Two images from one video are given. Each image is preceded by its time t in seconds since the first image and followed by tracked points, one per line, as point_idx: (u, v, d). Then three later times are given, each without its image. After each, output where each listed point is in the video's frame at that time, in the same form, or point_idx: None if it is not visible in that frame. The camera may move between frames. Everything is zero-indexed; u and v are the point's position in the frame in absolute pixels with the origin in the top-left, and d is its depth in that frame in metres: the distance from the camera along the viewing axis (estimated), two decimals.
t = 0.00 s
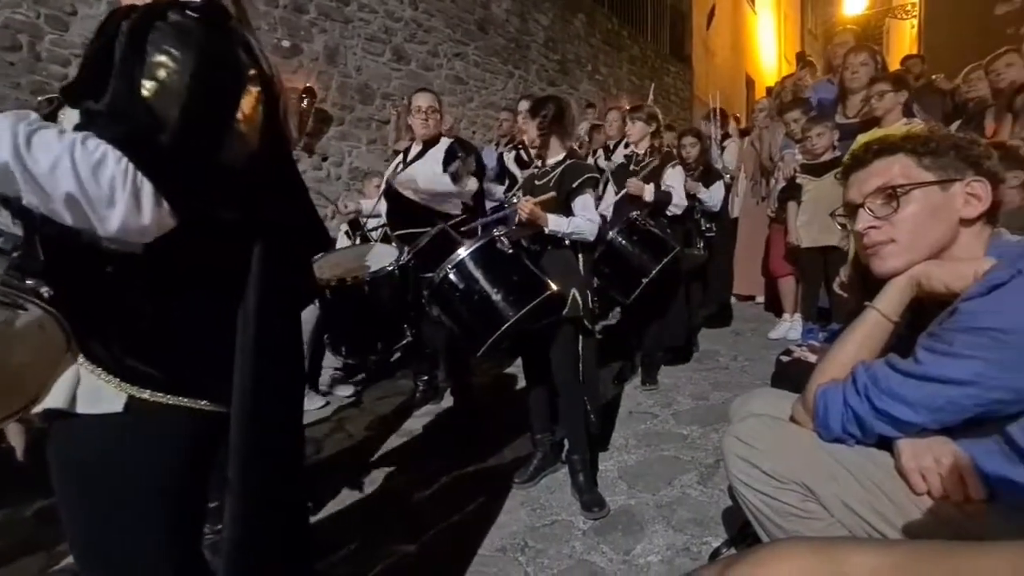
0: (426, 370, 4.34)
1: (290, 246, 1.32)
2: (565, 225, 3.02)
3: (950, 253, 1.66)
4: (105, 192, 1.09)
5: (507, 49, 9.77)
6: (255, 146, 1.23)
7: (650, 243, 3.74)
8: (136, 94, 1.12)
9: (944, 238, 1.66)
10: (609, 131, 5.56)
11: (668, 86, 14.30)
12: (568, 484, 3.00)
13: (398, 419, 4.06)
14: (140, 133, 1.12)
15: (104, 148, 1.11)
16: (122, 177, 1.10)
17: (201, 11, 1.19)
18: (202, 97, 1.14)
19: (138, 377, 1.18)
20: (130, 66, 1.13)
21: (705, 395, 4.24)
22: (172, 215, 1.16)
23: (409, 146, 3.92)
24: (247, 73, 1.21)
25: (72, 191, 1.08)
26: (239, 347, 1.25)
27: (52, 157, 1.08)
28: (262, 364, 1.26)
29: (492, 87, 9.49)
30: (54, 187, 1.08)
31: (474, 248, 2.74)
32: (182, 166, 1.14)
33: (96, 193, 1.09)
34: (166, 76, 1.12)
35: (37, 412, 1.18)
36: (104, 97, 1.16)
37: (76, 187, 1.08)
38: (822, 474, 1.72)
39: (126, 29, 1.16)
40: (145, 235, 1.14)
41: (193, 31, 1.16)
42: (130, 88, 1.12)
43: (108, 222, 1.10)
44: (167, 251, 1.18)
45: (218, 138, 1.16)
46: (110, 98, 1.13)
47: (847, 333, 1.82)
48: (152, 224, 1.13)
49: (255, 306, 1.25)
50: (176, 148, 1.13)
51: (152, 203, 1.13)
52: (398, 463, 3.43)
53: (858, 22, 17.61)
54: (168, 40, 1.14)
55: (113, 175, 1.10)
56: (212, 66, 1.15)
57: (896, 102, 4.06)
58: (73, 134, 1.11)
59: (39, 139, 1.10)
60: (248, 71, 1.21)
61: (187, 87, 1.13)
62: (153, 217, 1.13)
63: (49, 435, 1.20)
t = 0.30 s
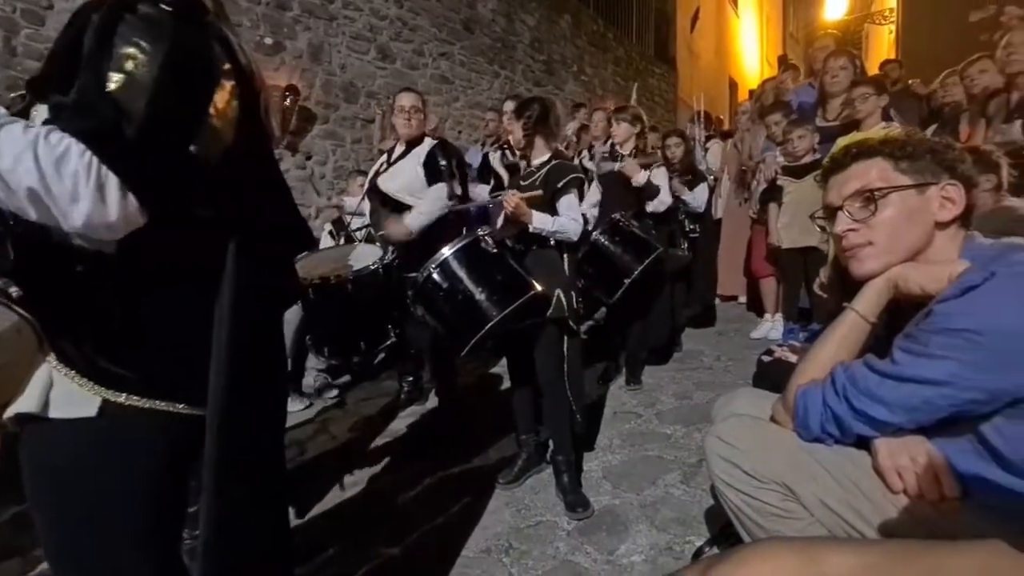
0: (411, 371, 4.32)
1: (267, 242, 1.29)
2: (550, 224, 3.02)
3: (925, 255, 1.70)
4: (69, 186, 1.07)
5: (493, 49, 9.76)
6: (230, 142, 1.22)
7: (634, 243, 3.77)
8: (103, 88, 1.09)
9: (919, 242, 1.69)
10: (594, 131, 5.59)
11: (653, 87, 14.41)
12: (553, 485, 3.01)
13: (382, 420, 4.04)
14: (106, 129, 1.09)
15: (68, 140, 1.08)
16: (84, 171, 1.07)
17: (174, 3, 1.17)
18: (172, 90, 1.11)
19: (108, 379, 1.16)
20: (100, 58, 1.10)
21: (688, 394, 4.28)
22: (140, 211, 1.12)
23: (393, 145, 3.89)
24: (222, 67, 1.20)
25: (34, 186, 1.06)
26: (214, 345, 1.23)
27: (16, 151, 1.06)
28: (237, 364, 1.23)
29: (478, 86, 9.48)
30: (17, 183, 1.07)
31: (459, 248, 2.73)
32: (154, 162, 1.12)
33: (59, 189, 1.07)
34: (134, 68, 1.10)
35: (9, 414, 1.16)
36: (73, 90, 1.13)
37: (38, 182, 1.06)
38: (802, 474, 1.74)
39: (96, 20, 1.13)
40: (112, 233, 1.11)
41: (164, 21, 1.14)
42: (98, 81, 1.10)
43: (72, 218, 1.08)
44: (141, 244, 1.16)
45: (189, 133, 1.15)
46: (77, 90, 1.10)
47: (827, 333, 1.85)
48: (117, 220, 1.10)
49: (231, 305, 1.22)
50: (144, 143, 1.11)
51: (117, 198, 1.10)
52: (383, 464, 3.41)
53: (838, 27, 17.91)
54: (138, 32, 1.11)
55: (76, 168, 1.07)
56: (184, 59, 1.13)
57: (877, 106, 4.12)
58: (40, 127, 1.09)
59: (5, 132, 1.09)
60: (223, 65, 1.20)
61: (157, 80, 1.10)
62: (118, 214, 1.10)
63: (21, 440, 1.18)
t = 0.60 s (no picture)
0: (394, 374, 4.30)
1: (248, 246, 1.28)
2: (532, 228, 3.04)
3: (898, 260, 1.74)
4: (52, 197, 1.05)
5: (477, 50, 9.75)
6: (209, 146, 1.19)
7: (617, 246, 3.80)
8: (79, 97, 1.06)
9: (892, 247, 1.73)
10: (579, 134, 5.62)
11: (636, 91, 14.53)
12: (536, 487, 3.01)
13: (365, 423, 4.00)
14: (81, 134, 1.06)
15: (48, 150, 1.06)
16: (69, 181, 1.06)
17: (149, 4, 1.14)
18: (149, 95, 1.09)
19: (85, 389, 1.13)
20: (75, 62, 1.08)
21: (670, 396, 4.32)
22: (121, 218, 1.11)
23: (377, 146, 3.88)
24: (200, 72, 1.17)
25: (14, 198, 1.04)
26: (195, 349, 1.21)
27: None
28: (218, 368, 1.22)
29: (462, 87, 9.46)
30: None
31: (443, 250, 2.72)
32: (131, 168, 1.10)
33: (42, 200, 1.05)
34: (111, 76, 1.08)
35: None
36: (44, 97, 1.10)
37: (20, 192, 1.04)
38: (781, 476, 1.77)
39: (70, 21, 1.11)
40: (93, 244, 1.09)
41: (141, 27, 1.11)
42: (74, 85, 1.07)
43: (53, 230, 1.06)
44: (120, 256, 1.13)
45: (170, 138, 1.12)
46: (52, 93, 1.08)
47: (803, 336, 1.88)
48: (99, 232, 1.08)
49: (212, 308, 1.21)
50: (121, 149, 1.08)
51: (100, 210, 1.08)
52: (366, 467, 3.38)
53: (816, 34, 18.25)
54: (113, 36, 1.09)
55: (60, 178, 1.06)
56: (161, 63, 1.11)
57: (853, 112, 4.22)
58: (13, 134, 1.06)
59: None
60: (201, 69, 1.17)
61: (135, 86, 1.08)
62: (101, 224, 1.08)
63: None
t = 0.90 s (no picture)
0: (376, 377, 4.27)
1: (229, 252, 1.28)
2: (515, 231, 3.05)
3: (869, 262, 1.78)
4: (13, 202, 1.05)
5: (459, 51, 9.73)
6: (184, 151, 1.18)
7: (599, 248, 3.82)
8: (47, 99, 1.03)
9: (864, 250, 1.77)
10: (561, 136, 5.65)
11: (618, 93, 14.65)
12: (519, 490, 3.01)
13: (346, 427, 3.97)
14: (50, 141, 1.03)
15: (10, 153, 1.04)
16: (28, 188, 1.05)
17: (121, 5, 1.12)
18: (124, 101, 1.07)
19: (53, 402, 1.11)
20: (42, 65, 1.04)
21: (652, 396, 4.36)
22: (83, 230, 1.09)
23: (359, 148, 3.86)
24: (176, 76, 1.15)
25: None
26: (172, 358, 1.20)
27: None
28: (198, 377, 1.21)
29: (444, 89, 9.43)
30: None
31: (424, 252, 2.71)
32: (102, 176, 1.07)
33: (4, 204, 1.05)
34: (82, 80, 1.05)
35: None
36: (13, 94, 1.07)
37: None
38: (758, 477, 1.80)
39: (38, 22, 1.07)
40: (52, 251, 1.07)
41: (114, 30, 1.09)
42: (41, 89, 1.03)
43: (11, 235, 1.05)
44: (91, 268, 1.11)
45: (145, 144, 1.10)
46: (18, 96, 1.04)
47: (779, 337, 1.91)
48: (59, 240, 1.07)
49: (191, 315, 1.20)
50: (93, 154, 1.06)
51: (63, 219, 1.07)
52: (348, 472, 3.35)
53: (793, 38, 18.58)
54: (85, 39, 1.06)
55: (19, 184, 1.05)
56: (135, 67, 1.09)
57: (828, 116, 4.31)
58: None
59: None
60: (178, 75, 1.15)
61: (107, 91, 1.05)
62: (62, 233, 1.07)
63: None
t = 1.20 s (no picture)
0: (365, 382, 4.24)
1: (209, 251, 1.27)
2: (504, 235, 3.06)
3: (851, 264, 1.80)
4: None
5: (448, 55, 9.74)
6: (164, 151, 1.17)
7: (587, 251, 3.83)
8: (21, 92, 1.01)
9: (846, 251, 1.79)
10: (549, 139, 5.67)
11: (605, 96, 14.74)
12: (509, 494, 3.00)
13: (335, 433, 3.93)
14: (22, 143, 1.01)
15: None
16: None
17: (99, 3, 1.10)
18: (99, 101, 1.04)
19: (30, 412, 1.10)
20: (15, 57, 1.02)
21: (641, 398, 4.38)
22: (59, 227, 1.07)
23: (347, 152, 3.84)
24: (154, 73, 1.15)
25: None
26: (155, 357, 1.19)
27: None
28: (182, 377, 1.19)
29: (433, 92, 9.43)
30: None
31: (412, 256, 2.71)
32: (78, 179, 1.05)
33: None
34: (56, 73, 1.03)
35: None
36: None
37: None
38: (744, 477, 1.82)
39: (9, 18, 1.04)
40: (27, 247, 1.06)
41: (91, 27, 1.07)
42: (14, 84, 1.01)
43: None
44: (68, 273, 1.09)
45: (123, 143, 1.09)
46: None
47: (764, 339, 1.93)
48: (32, 235, 1.05)
49: (173, 317, 1.18)
50: (67, 154, 1.03)
51: (36, 211, 1.05)
52: (337, 478, 3.33)
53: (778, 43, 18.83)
54: (60, 32, 1.05)
55: None
56: (111, 66, 1.06)
57: (812, 120, 4.37)
58: None
59: None
60: (156, 73, 1.16)
61: (81, 90, 1.04)
62: (36, 228, 1.05)
63: None
